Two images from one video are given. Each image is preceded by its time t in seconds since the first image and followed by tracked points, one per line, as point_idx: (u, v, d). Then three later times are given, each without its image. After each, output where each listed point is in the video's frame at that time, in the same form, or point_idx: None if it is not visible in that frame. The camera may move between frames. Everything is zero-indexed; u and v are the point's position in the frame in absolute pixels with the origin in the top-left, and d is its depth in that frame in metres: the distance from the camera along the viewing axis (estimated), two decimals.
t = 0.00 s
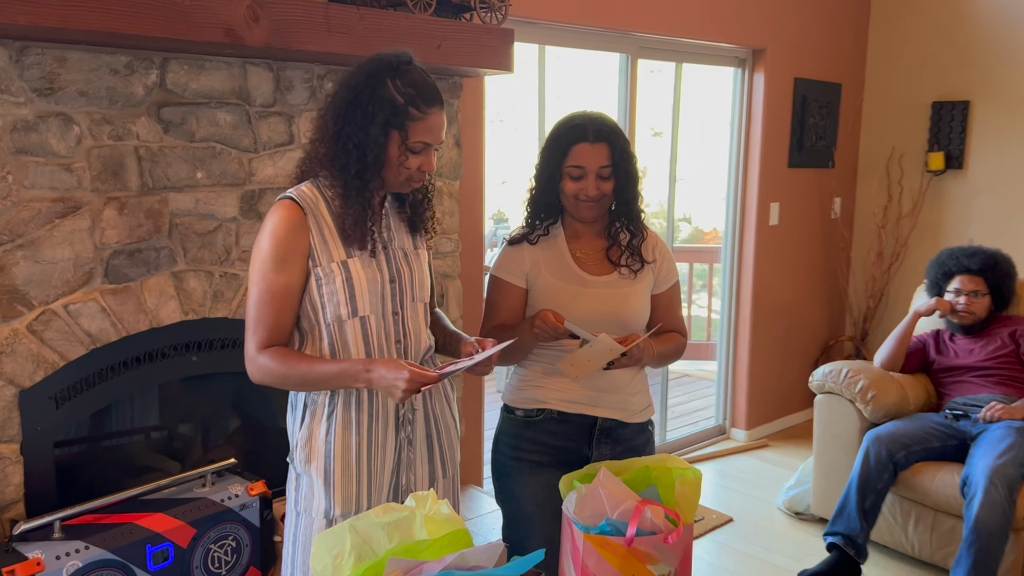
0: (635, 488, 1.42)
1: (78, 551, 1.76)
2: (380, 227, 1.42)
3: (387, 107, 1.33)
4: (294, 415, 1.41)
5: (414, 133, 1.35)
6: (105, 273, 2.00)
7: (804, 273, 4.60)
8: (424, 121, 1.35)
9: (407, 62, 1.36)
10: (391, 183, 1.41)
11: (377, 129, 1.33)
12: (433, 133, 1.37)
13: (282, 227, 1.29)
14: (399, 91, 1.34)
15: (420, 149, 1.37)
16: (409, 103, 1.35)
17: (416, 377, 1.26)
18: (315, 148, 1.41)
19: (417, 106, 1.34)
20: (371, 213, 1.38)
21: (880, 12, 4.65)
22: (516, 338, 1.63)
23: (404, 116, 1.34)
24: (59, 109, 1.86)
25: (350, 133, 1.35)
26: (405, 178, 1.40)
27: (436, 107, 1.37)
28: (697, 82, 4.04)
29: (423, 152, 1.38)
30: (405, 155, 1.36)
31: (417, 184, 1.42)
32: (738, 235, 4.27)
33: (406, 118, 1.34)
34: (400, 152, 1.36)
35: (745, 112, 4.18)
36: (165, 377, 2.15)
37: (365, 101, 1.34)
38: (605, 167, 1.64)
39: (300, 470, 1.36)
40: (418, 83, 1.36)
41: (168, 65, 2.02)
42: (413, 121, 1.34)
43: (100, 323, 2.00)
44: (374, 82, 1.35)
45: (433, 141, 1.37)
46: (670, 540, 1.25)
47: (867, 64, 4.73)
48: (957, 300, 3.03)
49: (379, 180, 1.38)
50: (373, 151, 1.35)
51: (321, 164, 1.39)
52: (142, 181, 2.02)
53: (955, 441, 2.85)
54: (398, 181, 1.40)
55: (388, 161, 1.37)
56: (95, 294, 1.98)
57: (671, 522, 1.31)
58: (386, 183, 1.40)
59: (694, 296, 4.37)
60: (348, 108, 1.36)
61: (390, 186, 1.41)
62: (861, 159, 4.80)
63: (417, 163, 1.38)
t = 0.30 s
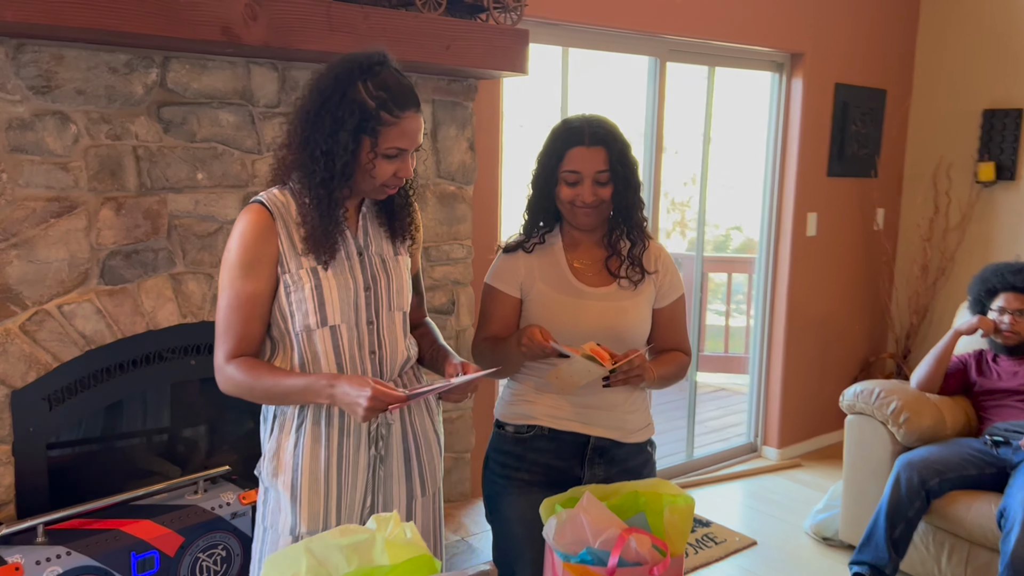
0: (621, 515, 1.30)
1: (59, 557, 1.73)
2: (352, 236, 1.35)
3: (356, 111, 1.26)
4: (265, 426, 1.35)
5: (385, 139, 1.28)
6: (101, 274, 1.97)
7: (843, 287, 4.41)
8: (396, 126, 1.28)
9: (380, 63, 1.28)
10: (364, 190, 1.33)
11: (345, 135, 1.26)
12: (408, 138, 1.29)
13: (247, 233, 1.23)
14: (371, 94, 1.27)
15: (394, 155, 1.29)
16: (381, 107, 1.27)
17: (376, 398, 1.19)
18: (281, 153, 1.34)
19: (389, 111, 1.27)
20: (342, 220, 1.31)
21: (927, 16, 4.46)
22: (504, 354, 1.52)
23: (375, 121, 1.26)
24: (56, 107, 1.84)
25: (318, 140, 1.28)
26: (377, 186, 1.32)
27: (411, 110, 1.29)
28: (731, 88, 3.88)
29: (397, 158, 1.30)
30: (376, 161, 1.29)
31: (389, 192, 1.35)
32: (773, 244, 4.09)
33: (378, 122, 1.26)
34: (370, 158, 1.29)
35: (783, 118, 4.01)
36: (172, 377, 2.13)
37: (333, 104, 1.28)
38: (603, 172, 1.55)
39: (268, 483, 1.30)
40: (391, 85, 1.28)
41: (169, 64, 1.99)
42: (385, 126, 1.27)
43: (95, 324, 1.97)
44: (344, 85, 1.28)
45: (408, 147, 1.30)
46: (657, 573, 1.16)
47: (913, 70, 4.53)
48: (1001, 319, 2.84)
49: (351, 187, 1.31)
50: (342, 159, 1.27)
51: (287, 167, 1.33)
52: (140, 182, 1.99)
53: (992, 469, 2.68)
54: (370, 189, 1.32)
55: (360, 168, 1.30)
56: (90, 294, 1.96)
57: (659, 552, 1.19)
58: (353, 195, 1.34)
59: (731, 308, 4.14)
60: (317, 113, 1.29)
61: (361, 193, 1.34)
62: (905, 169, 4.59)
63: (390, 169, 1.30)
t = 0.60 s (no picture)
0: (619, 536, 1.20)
1: (63, 558, 1.74)
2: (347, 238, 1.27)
3: (344, 111, 1.18)
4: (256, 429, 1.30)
5: (373, 141, 1.19)
6: (114, 275, 1.98)
7: (891, 297, 4.20)
8: (386, 128, 1.19)
9: (375, 62, 1.20)
10: (358, 193, 1.26)
11: (331, 134, 1.19)
12: (399, 141, 1.20)
13: (239, 232, 1.18)
14: (361, 94, 1.19)
15: (384, 159, 1.21)
16: (372, 107, 1.19)
17: (291, 420, 1.08)
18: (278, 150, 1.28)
19: (380, 112, 1.19)
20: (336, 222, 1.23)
21: (984, 14, 4.24)
22: (505, 365, 1.47)
23: (364, 121, 1.18)
24: (70, 108, 1.85)
25: (307, 140, 1.22)
26: (369, 189, 1.24)
27: (404, 112, 1.20)
28: (774, 90, 3.71)
29: (388, 161, 1.22)
30: (365, 164, 1.21)
31: (383, 196, 1.26)
32: (814, 252, 3.89)
33: (367, 123, 1.18)
34: (359, 161, 1.21)
35: (826, 119, 3.81)
36: (185, 380, 2.14)
37: (323, 103, 1.20)
38: (611, 175, 1.48)
39: (254, 489, 1.25)
40: (385, 85, 1.20)
41: (184, 64, 1.98)
42: (374, 128, 1.18)
43: (107, 324, 1.98)
44: (337, 83, 1.21)
45: (399, 151, 1.21)
46: None
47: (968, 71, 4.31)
48: None
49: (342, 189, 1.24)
50: (328, 160, 1.20)
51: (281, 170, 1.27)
52: (154, 183, 1.99)
53: None
54: (360, 192, 1.24)
55: (349, 170, 1.22)
56: (104, 295, 1.97)
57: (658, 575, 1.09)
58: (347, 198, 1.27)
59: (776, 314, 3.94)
60: (308, 112, 1.23)
61: (354, 196, 1.26)
62: (959, 175, 4.38)
63: (380, 173, 1.22)
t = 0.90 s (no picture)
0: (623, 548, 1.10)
1: (70, 563, 1.79)
2: (350, 249, 1.21)
3: (354, 124, 1.13)
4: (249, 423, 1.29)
5: (380, 159, 1.14)
6: (123, 279, 1.98)
7: (920, 295, 4.08)
8: (396, 147, 1.13)
9: (394, 77, 1.14)
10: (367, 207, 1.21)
11: (339, 148, 1.15)
12: (409, 162, 1.14)
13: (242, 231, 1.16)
14: (374, 109, 1.13)
15: (393, 177, 1.15)
16: (384, 124, 1.13)
17: (222, 432, 1.06)
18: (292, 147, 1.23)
19: (391, 129, 1.13)
20: (337, 233, 1.19)
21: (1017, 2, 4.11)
22: (509, 369, 1.45)
23: (372, 138, 1.13)
24: (76, 112, 1.86)
25: (317, 149, 1.18)
26: (376, 206, 1.19)
27: (417, 133, 1.14)
28: (796, 84, 3.62)
29: (397, 180, 1.16)
30: (371, 181, 1.16)
31: (391, 214, 1.20)
32: (840, 250, 3.78)
33: (376, 140, 1.13)
34: (365, 176, 1.16)
35: (852, 113, 3.70)
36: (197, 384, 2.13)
37: (335, 114, 1.16)
38: (615, 173, 1.46)
39: (238, 481, 1.22)
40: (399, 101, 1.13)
41: (190, 67, 1.98)
42: (383, 145, 1.13)
43: (116, 328, 1.98)
44: (353, 93, 1.16)
45: (408, 170, 1.15)
46: None
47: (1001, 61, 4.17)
48: None
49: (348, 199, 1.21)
50: (332, 173, 1.16)
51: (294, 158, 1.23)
52: (161, 186, 1.99)
53: None
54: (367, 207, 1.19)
55: (356, 185, 1.17)
56: (112, 299, 1.97)
57: None
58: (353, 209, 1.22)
59: (805, 311, 3.85)
60: (321, 120, 1.18)
61: (362, 208, 1.21)
62: (991, 169, 4.25)
63: (387, 192, 1.16)
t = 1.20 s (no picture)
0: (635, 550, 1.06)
1: (80, 567, 1.79)
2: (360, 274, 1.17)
3: (405, 155, 1.09)
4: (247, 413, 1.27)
5: (435, 185, 1.10)
6: (130, 280, 1.98)
7: (940, 288, 4.01)
8: (447, 170, 1.10)
9: (432, 100, 1.11)
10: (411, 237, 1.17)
11: (392, 181, 1.10)
12: (461, 184, 1.11)
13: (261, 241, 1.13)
14: (420, 136, 1.09)
15: (445, 203, 1.12)
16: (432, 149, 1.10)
17: (260, 459, 1.05)
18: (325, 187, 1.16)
19: (441, 154, 1.09)
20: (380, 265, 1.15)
21: None
22: (517, 370, 1.43)
23: (425, 166, 1.09)
24: (81, 112, 1.87)
25: (364, 187, 1.12)
26: (427, 233, 1.15)
27: (465, 152, 1.11)
28: (812, 76, 3.55)
29: (449, 205, 1.13)
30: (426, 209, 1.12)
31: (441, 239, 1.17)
32: (857, 243, 3.72)
33: (428, 168, 1.09)
34: (416, 206, 1.12)
35: (868, 105, 3.64)
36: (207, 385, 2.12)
37: (379, 150, 1.11)
38: (620, 163, 1.43)
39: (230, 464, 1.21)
40: (444, 124, 1.10)
41: (195, 65, 1.97)
42: (435, 171, 1.09)
43: (124, 330, 1.98)
44: (393, 122, 1.11)
45: (462, 194, 1.12)
46: None
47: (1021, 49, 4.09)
48: None
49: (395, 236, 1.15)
50: (387, 209, 1.12)
51: (329, 197, 1.16)
52: (167, 186, 1.99)
53: None
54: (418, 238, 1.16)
55: (410, 216, 1.13)
56: (120, 300, 1.97)
57: None
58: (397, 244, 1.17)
59: (823, 306, 3.79)
60: (361, 155, 1.12)
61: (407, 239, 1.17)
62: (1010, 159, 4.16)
63: (441, 219, 1.13)
